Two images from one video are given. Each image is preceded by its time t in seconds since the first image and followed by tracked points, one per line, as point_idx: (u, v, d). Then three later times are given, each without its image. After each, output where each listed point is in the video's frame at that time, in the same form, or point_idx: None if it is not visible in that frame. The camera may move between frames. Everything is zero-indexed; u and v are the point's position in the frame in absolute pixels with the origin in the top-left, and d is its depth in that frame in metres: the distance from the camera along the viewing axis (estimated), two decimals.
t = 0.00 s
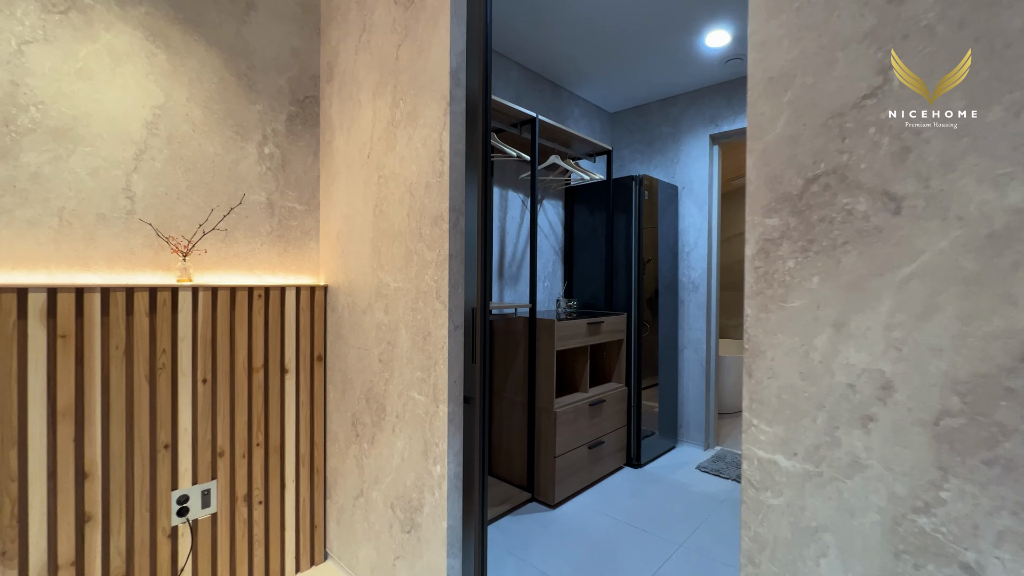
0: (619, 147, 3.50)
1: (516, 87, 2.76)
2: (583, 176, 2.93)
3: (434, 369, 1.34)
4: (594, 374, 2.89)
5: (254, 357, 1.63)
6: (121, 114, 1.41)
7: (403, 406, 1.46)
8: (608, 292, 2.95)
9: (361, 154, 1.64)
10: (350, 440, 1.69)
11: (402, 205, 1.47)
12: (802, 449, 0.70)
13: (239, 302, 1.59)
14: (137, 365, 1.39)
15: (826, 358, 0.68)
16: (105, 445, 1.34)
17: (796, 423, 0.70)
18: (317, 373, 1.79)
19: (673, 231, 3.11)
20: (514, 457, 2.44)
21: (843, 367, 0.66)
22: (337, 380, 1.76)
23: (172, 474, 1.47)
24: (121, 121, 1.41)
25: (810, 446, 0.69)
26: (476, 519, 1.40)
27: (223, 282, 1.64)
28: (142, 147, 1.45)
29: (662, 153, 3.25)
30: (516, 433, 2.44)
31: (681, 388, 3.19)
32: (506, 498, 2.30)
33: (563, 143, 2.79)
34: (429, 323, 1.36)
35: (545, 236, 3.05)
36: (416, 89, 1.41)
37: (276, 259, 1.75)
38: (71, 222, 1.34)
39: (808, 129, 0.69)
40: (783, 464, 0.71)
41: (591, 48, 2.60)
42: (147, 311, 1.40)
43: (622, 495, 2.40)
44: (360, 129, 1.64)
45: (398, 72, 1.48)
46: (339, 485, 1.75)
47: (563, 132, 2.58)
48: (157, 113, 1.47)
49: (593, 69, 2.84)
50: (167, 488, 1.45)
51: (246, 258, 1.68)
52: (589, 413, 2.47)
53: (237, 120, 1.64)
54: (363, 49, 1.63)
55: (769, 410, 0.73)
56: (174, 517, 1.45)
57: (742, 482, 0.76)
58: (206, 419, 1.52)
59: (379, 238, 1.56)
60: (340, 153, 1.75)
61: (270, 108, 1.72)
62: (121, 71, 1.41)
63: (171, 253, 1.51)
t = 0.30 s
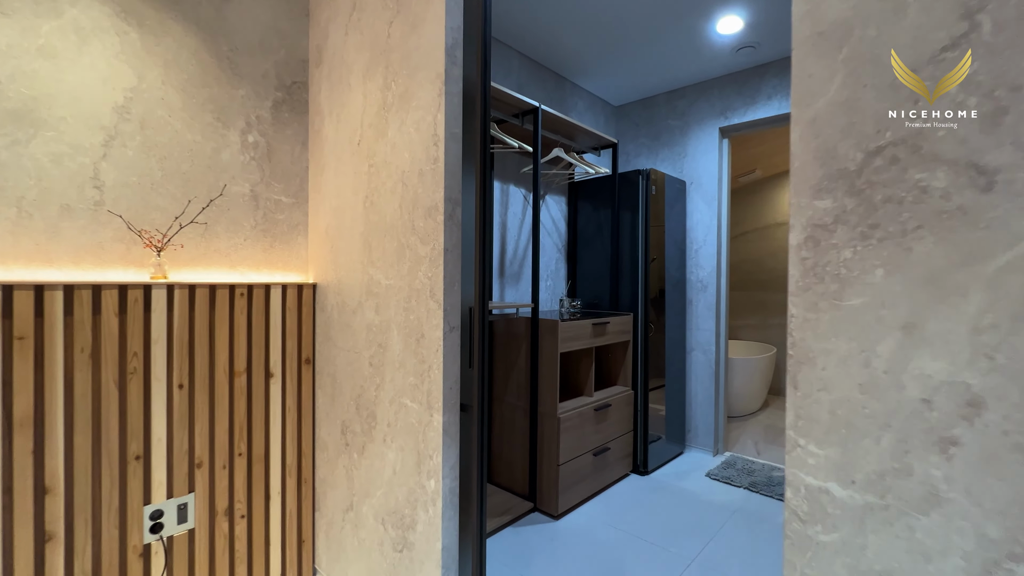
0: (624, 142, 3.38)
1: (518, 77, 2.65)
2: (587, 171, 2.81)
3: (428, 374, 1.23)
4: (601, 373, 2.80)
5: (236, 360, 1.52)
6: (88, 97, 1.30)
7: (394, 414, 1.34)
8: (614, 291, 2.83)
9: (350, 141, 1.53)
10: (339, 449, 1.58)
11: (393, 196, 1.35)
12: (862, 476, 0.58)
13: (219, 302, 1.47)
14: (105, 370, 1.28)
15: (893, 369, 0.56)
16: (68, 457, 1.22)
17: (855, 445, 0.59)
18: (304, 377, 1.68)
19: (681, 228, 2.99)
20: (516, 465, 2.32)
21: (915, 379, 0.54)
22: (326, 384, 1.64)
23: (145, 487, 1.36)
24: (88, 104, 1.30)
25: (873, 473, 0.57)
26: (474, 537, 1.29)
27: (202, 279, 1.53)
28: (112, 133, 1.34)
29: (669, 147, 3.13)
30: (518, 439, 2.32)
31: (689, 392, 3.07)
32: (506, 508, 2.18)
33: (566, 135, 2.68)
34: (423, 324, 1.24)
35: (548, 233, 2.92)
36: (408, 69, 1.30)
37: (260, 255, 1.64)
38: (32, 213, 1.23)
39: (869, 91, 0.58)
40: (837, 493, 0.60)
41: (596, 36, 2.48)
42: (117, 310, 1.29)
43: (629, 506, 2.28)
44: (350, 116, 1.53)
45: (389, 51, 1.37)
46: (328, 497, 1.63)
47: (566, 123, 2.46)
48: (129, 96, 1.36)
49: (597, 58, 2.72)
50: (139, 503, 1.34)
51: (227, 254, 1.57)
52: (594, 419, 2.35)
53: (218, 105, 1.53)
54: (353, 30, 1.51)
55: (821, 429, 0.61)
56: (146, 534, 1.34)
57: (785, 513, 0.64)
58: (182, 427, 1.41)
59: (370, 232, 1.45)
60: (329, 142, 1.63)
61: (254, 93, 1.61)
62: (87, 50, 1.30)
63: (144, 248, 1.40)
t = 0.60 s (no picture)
0: (626, 136, 3.26)
1: (515, 67, 2.53)
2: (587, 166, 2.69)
3: (411, 384, 1.10)
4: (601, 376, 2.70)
5: (206, 367, 1.40)
6: (35, 77, 1.17)
7: (376, 428, 1.22)
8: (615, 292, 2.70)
9: (331, 128, 1.41)
10: (319, 463, 1.45)
11: (375, 187, 1.22)
12: (941, 527, 0.46)
13: (186, 304, 1.35)
14: (54, 379, 1.15)
15: (987, 393, 0.43)
16: (9, 477, 1.10)
17: (929, 488, 0.46)
18: (283, 384, 1.55)
19: (685, 226, 2.87)
20: (512, 475, 2.20)
21: (1014, 406, 0.42)
22: (306, 393, 1.52)
23: (101, 508, 1.23)
24: (34, 85, 1.17)
25: (957, 525, 0.45)
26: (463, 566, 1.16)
27: (169, 279, 1.41)
28: (63, 117, 1.21)
29: (673, 142, 3.01)
30: (515, 448, 2.19)
31: (693, 397, 2.95)
32: (502, 522, 2.06)
33: (566, 128, 2.55)
34: (406, 329, 1.12)
35: (547, 231, 2.79)
36: (390, 46, 1.18)
37: (234, 253, 1.52)
38: None
39: (949, 39, 0.45)
40: (906, 547, 0.48)
41: (596, 23, 2.35)
42: (67, 313, 1.17)
43: (632, 520, 2.16)
44: (330, 101, 1.40)
45: (371, 27, 1.24)
46: (307, 515, 1.51)
47: (566, 115, 2.34)
48: (84, 77, 1.24)
49: (598, 47, 2.60)
50: (94, 525, 1.21)
51: (197, 251, 1.44)
52: (595, 426, 2.22)
53: (186, 89, 1.40)
54: (333, 7, 1.39)
55: (883, 467, 0.49)
56: (101, 560, 1.22)
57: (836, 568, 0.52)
58: (143, 442, 1.28)
59: (351, 226, 1.32)
60: (309, 130, 1.51)
61: (226, 78, 1.48)
62: (34, 25, 1.17)
63: (101, 244, 1.27)
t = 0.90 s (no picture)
0: (624, 132, 3.16)
1: (509, 57, 2.42)
2: (585, 161, 2.58)
3: (391, 396, 0.99)
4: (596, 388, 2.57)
5: (170, 375, 1.28)
6: None
7: (353, 444, 1.10)
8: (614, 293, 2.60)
9: (307, 115, 1.29)
10: (294, 479, 1.34)
11: (352, 178, 1.11)
12: None
13: (147, 305, 1.24)
14: None
15: None
16: None
17: None
18: (257, 392, 1.44)
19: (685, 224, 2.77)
20: (505, 486, 2.09)
21: None
22: (281, 402, 1.40)
23: (48, 532, 1.12)
24: None
25: None
26: None
27: (130, 279, 1.29)
28: (6, 100, 1.10)
29: (673, 138, 2.91)
30: (508, 458, 2.08)
31: (694, 401, 2.85)
32: (495, 536, 1.95)
33: (563, 121, 2.44)
34: (384, 335, 1.01)
35: (543, 229, 2.68)
36: (369, 22, 1.06)
37: (203, 251, 1.40)
38: None
39: None
40: None
41: (595, 11, 2.25)
42: (9, 317, 1.05)
43: (632, 533, 2.05)
44: (306, 85, 1.29)
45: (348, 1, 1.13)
46: (282, 535, 1.39)
47: (563, 108, 2.23)
48: (30, 56, 1.12)
49: (596, 38, 2.49)
50: (40, 552, 1.09)
51: (161, 249, 1.33)
52: (593, 434, 2.12)
53: (149, 73, 1.29)
54: None
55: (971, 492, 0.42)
56: None
57: None
58: (98, 458, 1.17)
59: (327, 222, 1.21)
60: (285, 119, 1.40)
61: (194, 61, 1.37)
62: None
63: (49, 240, 1.15)
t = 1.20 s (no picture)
0: (620, 127, 3.07)
1: (501, 46, 2.32)
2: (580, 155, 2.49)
3: (367, 405, 0.89)
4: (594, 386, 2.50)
5: (127, 381, 1.17)
6: None
7: (327, 457, 1.00)
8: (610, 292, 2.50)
9: (279, 97, 1.18)
10: (266, 494, 1.23)
11: (326, 163, 1.01)
12: None
13: (101, 304, 1.13)
14: None
15: None
16: None
17: None
18: (227, 398, 1.33)
19: (683, 221, 2.68)
20: (497, 495, 1.99)
21: None
22: (253, 410, 1.29)
23: None
24: None
25: None
26: None
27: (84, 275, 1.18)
28: None
29: (671, 133, 2.83)
30: (500, 465, 1.98)
31: (693, 403, 2.76)
32: (486, 547, 1.85)
33: (557, 113, 2.35)
34: (360, 336, 0.90)
35: (537, 226, 2.58)
36: None
37: (167, 246, 1.30)
38: None
39: None
40: None
41: None
42: None
43: (630, 543, 1.96)
44: (278, 65, 1.18)
45: None
46: (253, 553, 1.28)
47: (558, 99, 2.14)
48: None
49: (592, 27, 2.40)
50: None
51: (118, 243, 1.21)
52: (589, 440, 2.02)
53: (105, 50, 1.18)
54: None
55: None
56: None
57: None
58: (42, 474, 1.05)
59: (299, 212, 1.10)
60: (257, 102, 1.29)
61: (157, 38, 1.25)
62: None
63: None
